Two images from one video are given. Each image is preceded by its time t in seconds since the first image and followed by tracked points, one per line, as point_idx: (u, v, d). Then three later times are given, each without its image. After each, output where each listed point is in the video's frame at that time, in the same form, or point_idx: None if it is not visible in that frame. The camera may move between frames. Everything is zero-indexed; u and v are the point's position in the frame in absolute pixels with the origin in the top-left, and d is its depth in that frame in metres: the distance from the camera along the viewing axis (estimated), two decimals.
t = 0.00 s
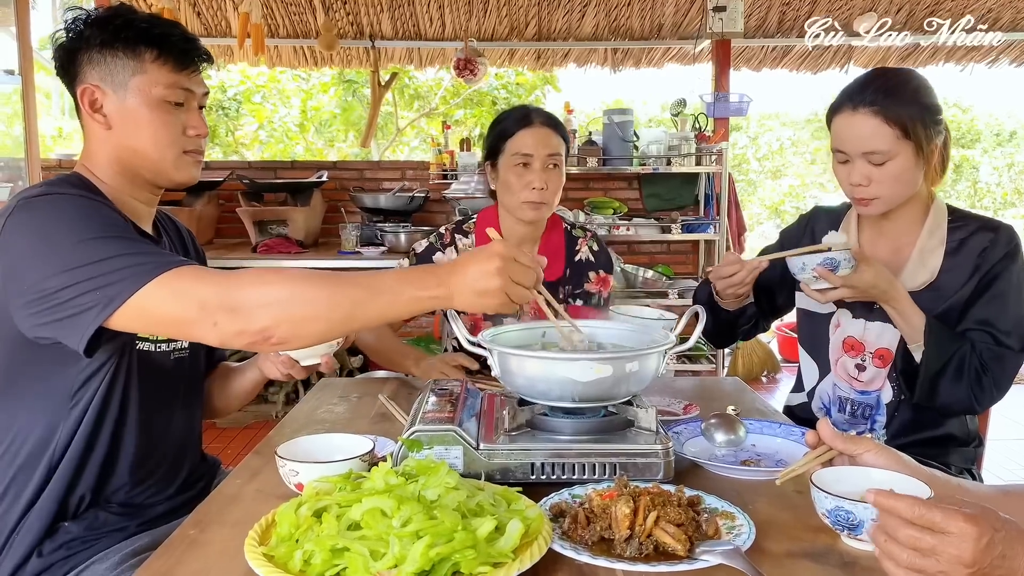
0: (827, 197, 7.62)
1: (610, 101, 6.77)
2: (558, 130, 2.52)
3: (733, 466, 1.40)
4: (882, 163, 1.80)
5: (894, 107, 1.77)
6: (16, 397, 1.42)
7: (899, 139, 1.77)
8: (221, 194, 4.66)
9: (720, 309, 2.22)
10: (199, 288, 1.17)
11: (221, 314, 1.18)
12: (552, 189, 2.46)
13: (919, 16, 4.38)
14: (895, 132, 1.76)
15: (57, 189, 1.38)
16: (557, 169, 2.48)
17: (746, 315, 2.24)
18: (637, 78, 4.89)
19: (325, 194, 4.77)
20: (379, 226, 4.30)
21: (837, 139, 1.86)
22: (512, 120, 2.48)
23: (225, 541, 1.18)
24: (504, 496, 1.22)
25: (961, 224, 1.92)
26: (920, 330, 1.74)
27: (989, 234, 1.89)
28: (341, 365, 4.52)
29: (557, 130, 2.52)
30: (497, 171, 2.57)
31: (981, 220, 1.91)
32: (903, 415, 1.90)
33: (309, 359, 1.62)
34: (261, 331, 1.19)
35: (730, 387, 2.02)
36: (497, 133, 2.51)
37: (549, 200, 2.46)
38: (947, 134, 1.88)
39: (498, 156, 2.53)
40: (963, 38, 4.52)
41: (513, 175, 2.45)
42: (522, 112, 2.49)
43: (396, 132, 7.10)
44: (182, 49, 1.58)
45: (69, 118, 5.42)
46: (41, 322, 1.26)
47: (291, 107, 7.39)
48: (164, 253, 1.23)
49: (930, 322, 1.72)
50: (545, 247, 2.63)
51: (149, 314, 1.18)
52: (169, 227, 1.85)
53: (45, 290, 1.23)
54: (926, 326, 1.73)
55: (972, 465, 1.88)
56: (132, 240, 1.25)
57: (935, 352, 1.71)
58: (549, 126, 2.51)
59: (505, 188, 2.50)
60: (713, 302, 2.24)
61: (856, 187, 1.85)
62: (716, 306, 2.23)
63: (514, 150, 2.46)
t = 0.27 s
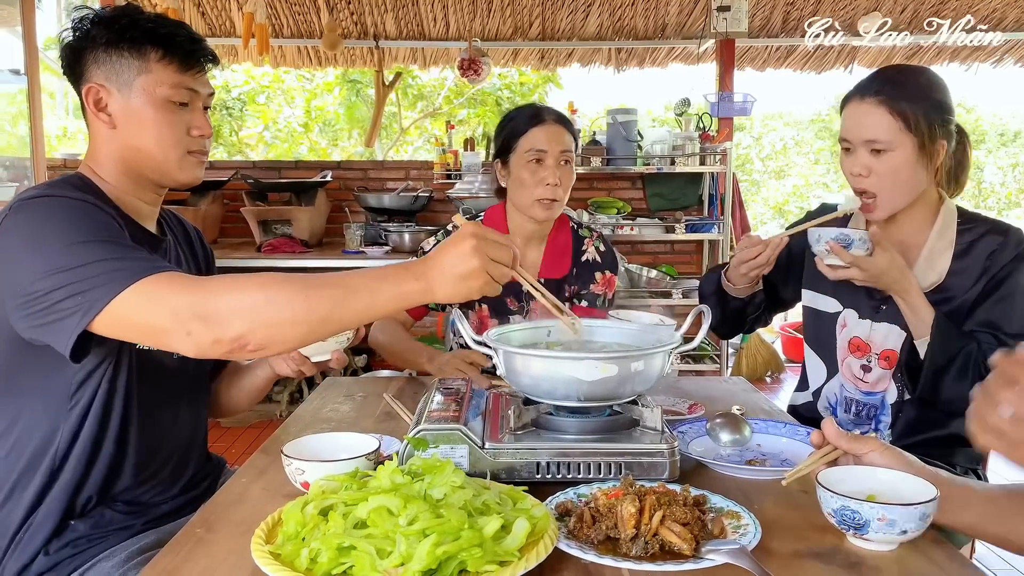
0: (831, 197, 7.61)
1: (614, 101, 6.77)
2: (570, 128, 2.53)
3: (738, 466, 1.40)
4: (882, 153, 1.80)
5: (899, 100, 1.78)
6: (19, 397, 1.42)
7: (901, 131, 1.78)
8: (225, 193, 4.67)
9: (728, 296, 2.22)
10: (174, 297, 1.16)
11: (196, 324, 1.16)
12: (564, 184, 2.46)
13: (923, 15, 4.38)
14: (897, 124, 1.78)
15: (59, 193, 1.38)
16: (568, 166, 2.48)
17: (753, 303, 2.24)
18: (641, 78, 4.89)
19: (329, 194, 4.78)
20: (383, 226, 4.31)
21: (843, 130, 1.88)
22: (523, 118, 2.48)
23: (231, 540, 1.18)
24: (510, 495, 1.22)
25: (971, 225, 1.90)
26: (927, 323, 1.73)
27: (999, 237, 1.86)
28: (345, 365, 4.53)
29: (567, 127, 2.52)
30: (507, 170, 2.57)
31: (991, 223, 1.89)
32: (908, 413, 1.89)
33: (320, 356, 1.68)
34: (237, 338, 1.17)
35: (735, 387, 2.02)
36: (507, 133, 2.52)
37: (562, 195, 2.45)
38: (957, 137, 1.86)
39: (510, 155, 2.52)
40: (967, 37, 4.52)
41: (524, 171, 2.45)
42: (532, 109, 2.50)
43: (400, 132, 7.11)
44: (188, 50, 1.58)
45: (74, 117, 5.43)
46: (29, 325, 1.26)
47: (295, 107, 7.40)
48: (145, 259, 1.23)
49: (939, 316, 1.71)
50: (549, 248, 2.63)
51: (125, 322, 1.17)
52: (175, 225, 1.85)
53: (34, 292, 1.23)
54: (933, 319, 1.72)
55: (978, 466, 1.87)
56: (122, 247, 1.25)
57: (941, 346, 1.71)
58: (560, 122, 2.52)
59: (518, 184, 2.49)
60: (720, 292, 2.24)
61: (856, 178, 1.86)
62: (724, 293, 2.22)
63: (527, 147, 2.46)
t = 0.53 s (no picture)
0: (836, 197, 7.60)
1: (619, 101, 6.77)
2: (582, 129, 2.52)
3: (746, 468, 1.40)
4: (885, 155, 1.80)
5: (902, 104, 1.78)
6: (26, 399, 1.43)
7: (907, 132, 1.77)
8: (231, 193, 4.67)
9: (742, 286, 2.22)
10: (163, 305, 1.15)
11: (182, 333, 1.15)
12: (575, 185, 2.45)
13: (930, 15, 4.37)
14: (904, 125, 1.77)
15: (68, 194, 1.38)
16: (581, 168, 2.48)
17: (767, 296, 2.24)
18: (646, 78, 4.89)
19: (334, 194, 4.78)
20: (388, 226, 4.31)
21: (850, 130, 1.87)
22: (536, 119, 2.47)
23: (241, 541, 1.18)
24: (519, 497, 1.22)
25: (984, 229, 1.90)
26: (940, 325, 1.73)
27: (1013, 240, 1.86)
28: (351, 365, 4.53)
29: (579, 128, 2.51)
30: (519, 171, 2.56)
31: (1005, 226, 1.89)
32: (917, 416, 1.90)
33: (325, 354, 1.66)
34: (225, 345, 1.16)
35: (744, 387, 2.01)
36: (519, 135, 2.51)
37: (573, 197, 2.45)
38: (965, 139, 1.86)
39: (522, 157, 2.52)
40: (974, 38, 4.51)
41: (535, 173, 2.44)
42: (545, 110, 2.49)
43: (405, 132, 7.11)
44: (195, 51, 1.58)
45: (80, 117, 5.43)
46: (32, 328, 1.26)
47: (300, 107, 7.40)
48: (141, 263, 1.22)
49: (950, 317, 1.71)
50: (559, 249, 2.63)
51: (119, 329, 1.17)
52: (181, 225, 1.85)
53: (37, 293, 1.23)
54: (945, 322, 1.72)
55: (986, 468, 1.89)
56: (124, 250, 1.25)
57: (953, 349, 1.70)
58: (572, 124, 2.51)
59: (528, 185, 2.48)
60: (735, 282, 2.24)
61: (860, 179, 1.85)
62: (738, 284, 2.23)
63: (539, 148, 2.45)
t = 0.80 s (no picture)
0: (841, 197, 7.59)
1: (625, 101, 6.77)
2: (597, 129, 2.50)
3: (756, 467, 1.39)
4: (896, 156, 1.79)
5: (913, 104, 1.78)
6: (31, 399, 1.43)
7: (919, 133, 1.76)
8: (237, 193, 4.68)
9: (758, 286, 2.21)
10: (152, 309, 1.14)
11: (170, 338, 1.15)
12: (589, 186, 2.45)
13: (937, 15, 4.36)
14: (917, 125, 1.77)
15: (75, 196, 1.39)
16: (595, 169, 2.47)
17: (783, 295, 2.24)
18: (652, 78, 4.88)
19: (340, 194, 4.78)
20: (394, 226, 4.31)
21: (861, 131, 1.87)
22: (551, 119, 2.45)
23: (252, 539, 1.17)
24: (530, 496, 1.21)
25: (998, 229, 1.89)
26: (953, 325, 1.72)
27: None
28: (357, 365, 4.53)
29: (594, 128, 2.49)
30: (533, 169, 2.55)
31: (1020, 227, 1.88)
32: (928, 416, 1.89)
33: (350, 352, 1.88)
34: (214, 351, 1.16)
35: (753, 388, 2.01)
36: (535, 133, 2.50)
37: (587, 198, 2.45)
38: (978, 138, 1.85)
39: (537, 155, 2.51)
40: (981, 37, 4.50)
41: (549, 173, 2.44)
42: (562, 109, 2.46)
43: (410, 132, 7.11)
44: (202, 50, 1.58)
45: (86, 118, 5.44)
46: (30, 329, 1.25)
47: (305, 107, 7.41)
48: (137, 267, 1.22)
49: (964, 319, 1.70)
50: (573, 248, 2.63)
51: (110, 332, 1.17)
52: (188, 222, 1.85)
53: (33, 295, 1.23)
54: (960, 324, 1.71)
55: (997, 468, 1.88)
56: (120, 254, 1.24)
57: (966, 350, 1.70)
58: (588, 123, 2.48)
59: (542, 184, 2.48)
60: (751, 282, 2.23)
61: (872, 180, 1.85)
62: (754, 285, 2.22)
63: (553, 149, 2.44)
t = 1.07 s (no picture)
0: (847, 198, 7.58)
1: (631, 102, 6.77)
2: (614, 128, 2.48)
3: (765, 468, 1.39)
4: (913, 152, 1.78)
5: (932, 99, 1.77)
6: (41, 399, 1.43)
7: (932, 131, 1.76)
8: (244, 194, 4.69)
9: (760, 297, 2.21)
10: (171, 305, 1.14)
11: (200, 326, 1.15)
12: (604, 185, 2.44)
13: (945, 15, 4.34)
14: (931, 124, 1.76)
15: (82, 194, 1.38)
16: (611, 168, 2.45)
17: (785, 305, 2.23)
18: (658, 78, 4.88)
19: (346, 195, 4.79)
20: (400, 227, 4.31)
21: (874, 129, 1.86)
22: (568, 116, 2.43)
23: (260, 538, 1.17)
24: (537, 496, 1.21)
25: (1008, 229, 1.88)
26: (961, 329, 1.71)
27: None
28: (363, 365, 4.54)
29: (612, 128, 2.47)
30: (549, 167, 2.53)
31: None
32: (936, 418, 1.89)
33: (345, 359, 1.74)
34: (246, 335, 1.16)
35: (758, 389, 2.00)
36: (552, 129, 2.48)
37: (601, 197, 2.44)
38: (991, 137, 1.84)
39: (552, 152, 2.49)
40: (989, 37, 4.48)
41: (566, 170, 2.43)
42: (580, 106, 2.44)
43: (416, 133, 7.12)
44: (209, 49, 1.58)
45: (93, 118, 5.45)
46: (47, 329, 1.26)
47: (311, 108, 7.42)
48: (157, 260, 1.21)
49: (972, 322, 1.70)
50: (588, 247, 2.63)
51: (130, 327, 1.17)
52: (194, 222, 1.85)
53: (50, 296, 1.23)
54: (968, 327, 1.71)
55: (1006, 469, 1.87)
56: (134, 248, 1.24)
57: (974, 353, 1.69)
58: (605, 122, 2.46)
59: (558, 182, 2.47)
60: (752, 293, 2.22)
61: (886, 177, 1.84)
62: (756, 296, 2.21)
63: (566, 147, 2.42)
